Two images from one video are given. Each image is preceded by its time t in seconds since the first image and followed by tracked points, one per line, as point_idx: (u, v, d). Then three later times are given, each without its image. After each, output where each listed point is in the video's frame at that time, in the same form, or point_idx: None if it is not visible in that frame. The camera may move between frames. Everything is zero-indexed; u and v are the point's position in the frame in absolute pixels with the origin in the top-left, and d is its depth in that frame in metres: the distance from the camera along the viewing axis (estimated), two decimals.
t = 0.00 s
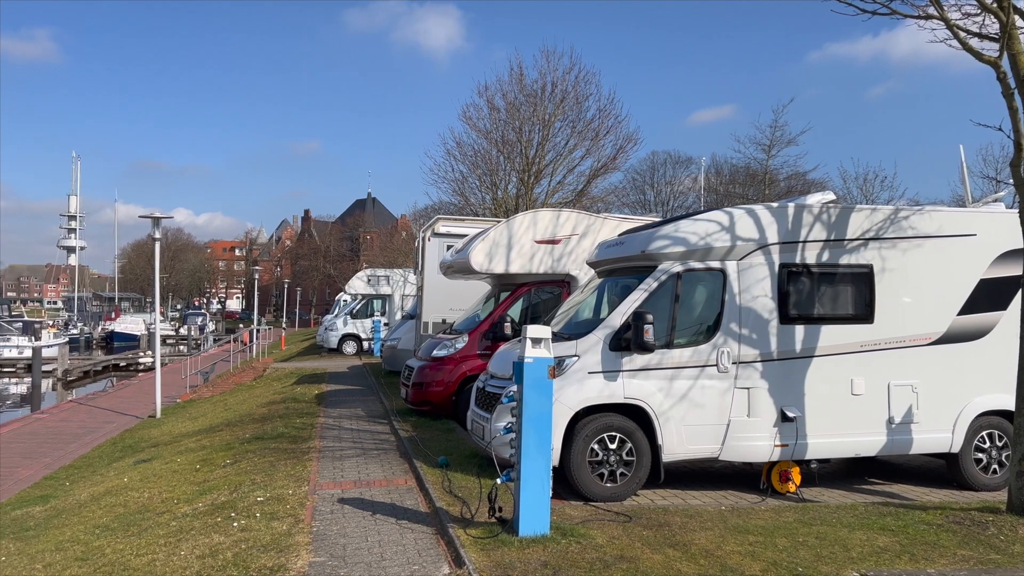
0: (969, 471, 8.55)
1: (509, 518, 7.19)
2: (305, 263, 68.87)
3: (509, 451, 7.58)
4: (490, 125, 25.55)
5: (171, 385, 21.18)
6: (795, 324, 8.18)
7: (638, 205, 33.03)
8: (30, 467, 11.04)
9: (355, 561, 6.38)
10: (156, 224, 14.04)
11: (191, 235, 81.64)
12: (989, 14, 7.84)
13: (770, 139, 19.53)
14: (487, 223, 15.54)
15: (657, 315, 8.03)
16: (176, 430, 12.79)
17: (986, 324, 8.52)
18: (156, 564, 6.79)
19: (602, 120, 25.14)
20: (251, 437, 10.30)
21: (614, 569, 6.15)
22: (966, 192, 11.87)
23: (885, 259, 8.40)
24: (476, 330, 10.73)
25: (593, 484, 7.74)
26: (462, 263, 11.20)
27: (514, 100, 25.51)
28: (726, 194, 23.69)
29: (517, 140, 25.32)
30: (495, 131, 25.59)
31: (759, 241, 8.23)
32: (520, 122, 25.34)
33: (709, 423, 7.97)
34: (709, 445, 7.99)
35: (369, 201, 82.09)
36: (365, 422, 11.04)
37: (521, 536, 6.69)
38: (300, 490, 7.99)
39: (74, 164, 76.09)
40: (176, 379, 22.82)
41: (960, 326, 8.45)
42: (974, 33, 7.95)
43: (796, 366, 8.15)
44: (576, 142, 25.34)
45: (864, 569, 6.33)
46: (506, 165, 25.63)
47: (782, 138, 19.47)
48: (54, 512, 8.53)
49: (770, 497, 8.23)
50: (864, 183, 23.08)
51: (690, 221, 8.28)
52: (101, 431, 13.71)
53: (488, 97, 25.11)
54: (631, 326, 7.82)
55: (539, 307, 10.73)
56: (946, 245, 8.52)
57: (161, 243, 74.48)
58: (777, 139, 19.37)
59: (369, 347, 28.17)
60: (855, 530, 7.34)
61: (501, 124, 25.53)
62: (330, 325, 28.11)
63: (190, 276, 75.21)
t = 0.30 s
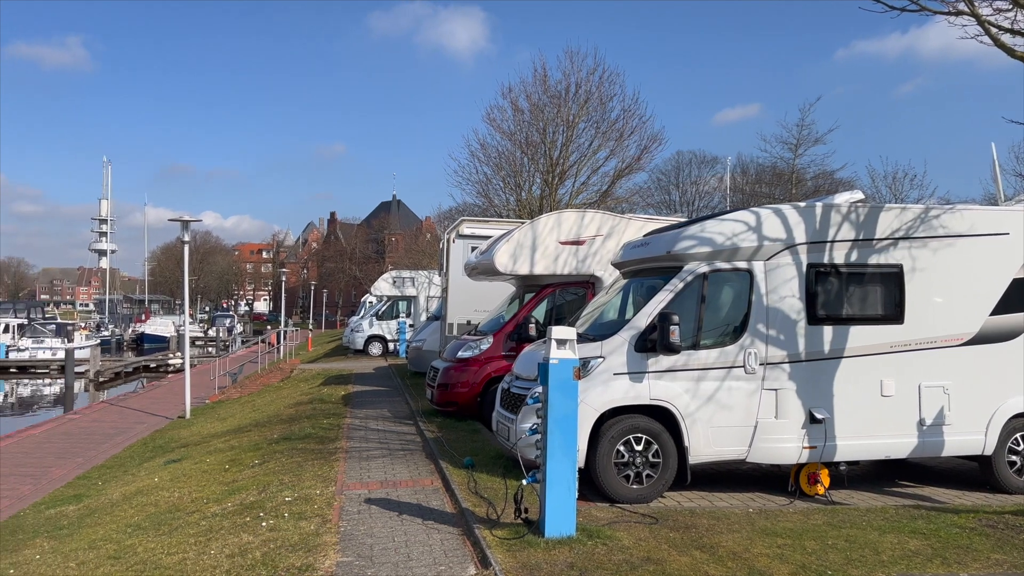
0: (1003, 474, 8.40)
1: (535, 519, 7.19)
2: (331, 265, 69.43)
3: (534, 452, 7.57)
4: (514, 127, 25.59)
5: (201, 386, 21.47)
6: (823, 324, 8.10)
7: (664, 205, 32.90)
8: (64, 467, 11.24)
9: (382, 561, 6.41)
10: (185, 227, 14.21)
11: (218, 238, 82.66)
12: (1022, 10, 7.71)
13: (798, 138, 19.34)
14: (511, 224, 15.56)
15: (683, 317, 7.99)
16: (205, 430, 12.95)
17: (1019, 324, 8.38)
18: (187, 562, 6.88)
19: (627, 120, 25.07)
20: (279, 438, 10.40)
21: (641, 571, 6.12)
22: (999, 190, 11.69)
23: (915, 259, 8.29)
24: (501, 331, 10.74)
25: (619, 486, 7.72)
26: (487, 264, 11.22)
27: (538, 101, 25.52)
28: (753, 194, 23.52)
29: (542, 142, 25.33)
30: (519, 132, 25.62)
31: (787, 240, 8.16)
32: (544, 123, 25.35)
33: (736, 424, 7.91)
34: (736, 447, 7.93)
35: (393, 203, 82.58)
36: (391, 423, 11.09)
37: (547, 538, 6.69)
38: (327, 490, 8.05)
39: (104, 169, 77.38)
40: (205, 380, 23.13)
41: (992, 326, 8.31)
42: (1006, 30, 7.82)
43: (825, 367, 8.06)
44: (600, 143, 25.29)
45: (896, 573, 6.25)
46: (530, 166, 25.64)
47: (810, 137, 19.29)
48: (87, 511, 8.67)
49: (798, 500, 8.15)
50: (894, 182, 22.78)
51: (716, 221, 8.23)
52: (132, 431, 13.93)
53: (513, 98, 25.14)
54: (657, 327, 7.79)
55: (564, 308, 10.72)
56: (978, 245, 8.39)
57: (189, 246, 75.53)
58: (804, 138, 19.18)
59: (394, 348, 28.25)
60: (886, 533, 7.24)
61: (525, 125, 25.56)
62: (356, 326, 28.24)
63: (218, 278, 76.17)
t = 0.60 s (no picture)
0: None
1: (562, 521, 7.18)
2: (359, 267, 69.99)
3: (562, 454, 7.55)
4: (540, 128, 25.59)
5: (232, 387, 21.76)
6: (855, 325, 7.99)
7: (691, 205, 32.75)
8: (99, 466, 11.43)
9: (410, 562, 6.44)
10: (215, 230, 14.39)
11: (247, 240, 83.68)
12: None
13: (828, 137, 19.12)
14: (538, 225, 15.56)
15: (711, 318, 7.94)
16: (236, 430, 13.10)
17: None
18: (218, 561, 6.96)
19: (654, 120, 24.95)
20: (308, 438, 10.49)
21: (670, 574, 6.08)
22: None
23: (949, 259, 8.15)
24: (528, 332, 10.74)
25: (647, 488, 7.67)
26: (513, 266, 11.22)
27: (564, 101, 25.49)
28: (783, 194, 23.31)
29: (568, 142, 25.30)
30: (545, 133, 25.60)
31: (817, 240, 8.07)
32: (570, 124, 25.31)
33: (766, 427, 7.83)
34: (766, 450, 7.85)
35: (420, 204, 83.03)
36: (419, 424, 11.14)
37: (575, 540, 6.67)
38: (356, 490, 8.10)
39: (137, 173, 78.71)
40: (235, 381, 23.42)
41: None
42: None
43: (856, 369, 7.95)
44: (627, 143, 25.21)
45: None
46: (556, 166, 25.63)
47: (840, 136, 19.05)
48: (121, 510, 8.81)
49: (830, 503, 8.04)
50: (926, 181, 22.44)
51: (744, 221, 8.17)
52: (164, 431, 14.14)
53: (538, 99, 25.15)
54: (685, 329, 7.74)
55: (590, 309, 10.71)
56: (1013, 244, 8.23)
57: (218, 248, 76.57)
58: (835, 137, 18.95)
59: (422, 349, 28.32)
60: (919, 537, 7.12)
61: (551, 126, 25.54)
62: (383, 328, 28.32)
63: (248, 280, 77.14)
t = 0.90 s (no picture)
0: None
1: (592, 523, 7.15)
2: (388, 269, 70.46)
3: (592, 456, 7.52)
4: (569, 128, 25.57)
5: (264, 387, 22.07)
6: (890, 326, 7.87)
7: (722, 206, 32.56)
8: (135, 465, 11.62)
9: (440, 563, 6.46)
10: (248, 232, 14.58)
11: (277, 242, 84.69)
12: None
13: (862, 136, 18.86)
14: (566, 226, 15.55)
15: (743, 319, 7.87)
16: (268, 430, 13.26)
17: None
18: (251, 560, 7.04)
19: (684, 120, 24.80)
20: (339, 439, 10.57)
21: None
22: None
23: (987, 259, 8.01)
24: (557, 333, 10.73)
25: (677, 490, 7.62)
26: (542, 267, 11.21)
27: (593, 102, 25.42)
28: (815, 193, 23.05)
29: (597, 143, 25.26)
30: (574, 134, 25.57)
31: (851, 241, 7.96)
32: (599, 124, 25.26)
33: (799, 429, 7.74)
34: (799, 453, 7.76)
35: (449, 206, 83.39)
36: (448, 425, 11.18)
37: (605, 542, 6.65)
38: (386, 490, 8.14)
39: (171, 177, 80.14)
40: (266, 382, 23.71)
41: None
42: None
43: (891, 371, 7.82)
44: (657, 143, 25.09)
45: None
46: (585, 167, 25.60)
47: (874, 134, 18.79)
48: (156, 509, 8.94)
49: (864, 507, 7.93)
50: (963, 179, 22.04)
51: (777, 221, 8.08)
52: (198, 431, 14.36)
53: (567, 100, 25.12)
54: (716, 330, 7.68)
55: (620, 310, 10.69)
56: None
57: (249, 251, 77.61)
58: (869, 136, 18.69)
59: (450, 350, 28.35)
60: (957, 542, 6.99)
61: (579, 127, 25.50)
62: (412, 329, 28.45)
63: (280, 282, 78.12)
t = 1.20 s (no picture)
0: None
1: (625, 526, 7.12)
2: (419, 270, 70.85)
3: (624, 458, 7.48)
4: (599, 129, 25.53)
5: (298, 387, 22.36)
6: (928, 328, 7.74)
7: (756, 206, 32.42)
8: (172, 464, 11.80)
9: (473, 563, 6.47)
10: (281, 234, 14.76)
11: (309, 244, 85.66)
12: None
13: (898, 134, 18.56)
14: (597, 227, 15.53)
15: (777, 321, 7.79)
16: (302, 430, 13.41)
17: None
18: (286, 559, 7.11)
19: (716, 119, 24.59)
20: (371, 439, 10.65)
21: None
22: None
23: None
24: (588, 335, 10.71)
25: (710, 494, 7.56)
26: (572, 268, 11.19)
27: (623, 103, 25.33)
28: (850, 193, 22.73)
29: (627, 144, 25.18)
30: (604, 135, 25.51)
31: (888, 241, 7.84)
32: (629, 125, 25.16)
33: (835, 433, 7.63)
34: (835, 456, 7.66)
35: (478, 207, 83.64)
36: (479, 426, 11.21)
37: (638, 545, 6.61)
38: (418, 491, 8.18)
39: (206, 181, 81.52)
40: (300, 382, 23.97)
41: None
42: None
43: (929, 374, 7.69)
44: (688, 143, 24.93)
45: None
46: (615, 168, 25.55)
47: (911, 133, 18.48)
48: (193, 507, 9.07)
49: (902, 512, 7.79)
50: (1005, 177, 21.57)
51: (812, 222, 7.99)
52: (233, 431, 14.56)
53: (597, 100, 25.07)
54: (750, 332, 7.61)
55: (651, 311, 10.71)
56: None
57: (282, 253, 78.63)
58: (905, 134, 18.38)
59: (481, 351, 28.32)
60: (999, 549, 6.84)
61: (610, 127, 25.43)
62: (443, 330, 28.55)
63: (312, 284, 79.00)
